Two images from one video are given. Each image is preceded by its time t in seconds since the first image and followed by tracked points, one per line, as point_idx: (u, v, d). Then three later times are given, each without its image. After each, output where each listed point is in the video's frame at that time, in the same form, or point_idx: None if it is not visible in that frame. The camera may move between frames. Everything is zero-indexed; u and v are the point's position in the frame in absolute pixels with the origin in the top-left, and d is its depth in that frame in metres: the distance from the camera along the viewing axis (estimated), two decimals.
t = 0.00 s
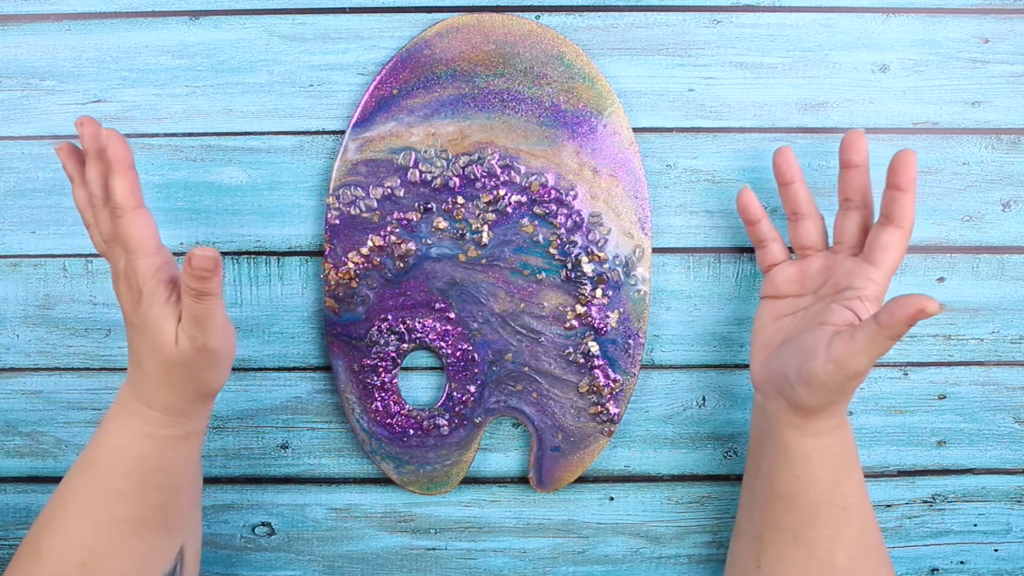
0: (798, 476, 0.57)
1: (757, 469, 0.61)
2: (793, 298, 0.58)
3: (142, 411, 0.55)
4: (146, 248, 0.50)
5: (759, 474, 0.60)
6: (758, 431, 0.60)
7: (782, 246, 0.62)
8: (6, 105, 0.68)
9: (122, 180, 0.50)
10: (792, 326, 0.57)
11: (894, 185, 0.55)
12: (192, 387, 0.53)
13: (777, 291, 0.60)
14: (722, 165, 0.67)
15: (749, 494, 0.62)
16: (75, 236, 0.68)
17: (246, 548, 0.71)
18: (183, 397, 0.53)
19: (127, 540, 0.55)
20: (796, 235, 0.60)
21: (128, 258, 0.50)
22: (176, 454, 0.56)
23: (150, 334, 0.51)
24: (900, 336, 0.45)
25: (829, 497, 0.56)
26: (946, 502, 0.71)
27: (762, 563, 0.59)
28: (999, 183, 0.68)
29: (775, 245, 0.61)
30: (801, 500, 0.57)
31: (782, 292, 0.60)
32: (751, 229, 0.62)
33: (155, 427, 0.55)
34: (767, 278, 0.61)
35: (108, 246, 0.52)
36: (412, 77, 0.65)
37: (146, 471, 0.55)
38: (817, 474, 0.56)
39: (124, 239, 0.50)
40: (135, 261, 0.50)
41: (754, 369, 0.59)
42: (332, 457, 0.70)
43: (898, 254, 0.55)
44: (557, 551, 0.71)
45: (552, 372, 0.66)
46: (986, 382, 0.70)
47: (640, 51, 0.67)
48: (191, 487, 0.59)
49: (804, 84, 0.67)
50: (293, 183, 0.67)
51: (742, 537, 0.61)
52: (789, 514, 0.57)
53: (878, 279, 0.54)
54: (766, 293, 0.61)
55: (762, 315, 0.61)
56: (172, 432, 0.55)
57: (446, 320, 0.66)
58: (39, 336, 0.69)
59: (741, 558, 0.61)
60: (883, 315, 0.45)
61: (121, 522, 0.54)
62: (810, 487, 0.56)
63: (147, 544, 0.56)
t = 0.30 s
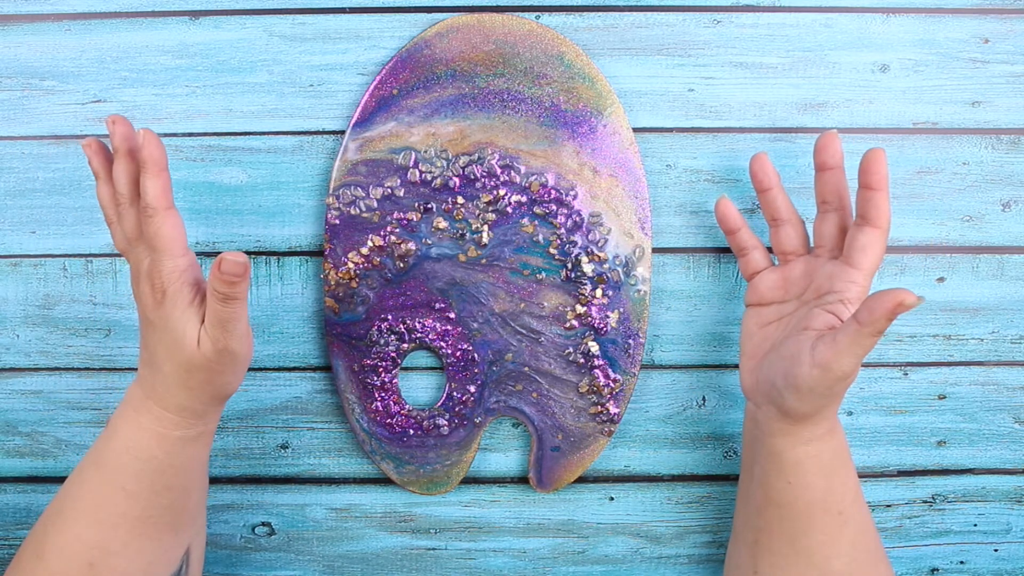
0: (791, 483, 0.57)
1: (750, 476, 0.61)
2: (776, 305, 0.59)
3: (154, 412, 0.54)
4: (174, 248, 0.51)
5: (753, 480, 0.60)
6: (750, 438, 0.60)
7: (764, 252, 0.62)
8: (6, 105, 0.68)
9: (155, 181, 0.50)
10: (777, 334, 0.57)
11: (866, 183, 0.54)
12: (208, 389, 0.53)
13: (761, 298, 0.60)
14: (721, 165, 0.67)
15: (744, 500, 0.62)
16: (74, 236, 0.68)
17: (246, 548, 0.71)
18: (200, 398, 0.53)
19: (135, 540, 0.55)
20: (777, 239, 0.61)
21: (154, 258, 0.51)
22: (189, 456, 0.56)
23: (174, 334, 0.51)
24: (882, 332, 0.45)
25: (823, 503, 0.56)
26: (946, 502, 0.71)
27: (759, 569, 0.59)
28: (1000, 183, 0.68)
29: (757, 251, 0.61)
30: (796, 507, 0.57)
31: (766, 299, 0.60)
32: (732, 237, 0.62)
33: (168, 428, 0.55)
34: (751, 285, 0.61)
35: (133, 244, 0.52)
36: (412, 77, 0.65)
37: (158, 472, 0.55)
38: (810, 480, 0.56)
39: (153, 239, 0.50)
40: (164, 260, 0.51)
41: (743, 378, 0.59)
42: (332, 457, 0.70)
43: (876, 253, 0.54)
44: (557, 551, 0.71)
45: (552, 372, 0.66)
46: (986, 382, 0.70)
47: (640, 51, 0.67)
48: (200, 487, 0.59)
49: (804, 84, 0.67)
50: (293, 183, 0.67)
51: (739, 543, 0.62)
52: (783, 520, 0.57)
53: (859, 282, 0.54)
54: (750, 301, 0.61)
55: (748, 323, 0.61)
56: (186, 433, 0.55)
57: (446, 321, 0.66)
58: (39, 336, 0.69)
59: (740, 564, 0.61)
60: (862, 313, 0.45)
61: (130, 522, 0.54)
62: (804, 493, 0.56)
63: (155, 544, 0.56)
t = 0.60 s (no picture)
0: (794, 482, 0.57)
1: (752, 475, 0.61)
2: (772, 305, 0.59)
3: (146, 411, 0.55)
4: (149, 244, 0.50)
5: (755, 479, 0.60)
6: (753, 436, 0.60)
7: (758, 252, 0.62)
8: (6, 105, 0.68)
9: (148, 175, 0.51)
10: (774, 334, 0.57)
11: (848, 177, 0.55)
12: (195, 385, 0.52)
13: (757, 298, 0.60)
14: (721, 165, 0.67)
15: (746, 499, 0.62)
16: (74, 236, 0.68)
17: (246, 548, 0.71)
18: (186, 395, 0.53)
19: (130, 539, 0.55)
20: (770, 240, 0.61)
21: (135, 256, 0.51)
22: (181, 451, 0.56)
23: (152, 332, 0.50)
24: (884, 321, 0.46)
25: (825, 502, 0.56)
26: (946, 502, 0.71)
27: (760, 568, 0.59)
28: (999, 183, 0.68)
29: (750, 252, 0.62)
30: (798, 505, 0.57)
31: (761, 299, 0.60)
32: (725, 240, 0.63)
33: (159, 424, 0.55)
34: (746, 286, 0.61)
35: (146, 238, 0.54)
36: (412, 77, 0.65)
37: (151, 469, 0.55)
38: (812, 480, 0.56)
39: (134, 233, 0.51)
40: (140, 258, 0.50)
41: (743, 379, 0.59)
42: (332, 457, 0.70)
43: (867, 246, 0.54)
44: (557, 551, 0.71)
45: (552, 372, 0.66)
46: (986, 382, 0.70)
47: (640, 51, 0.67)
48: (194, 485, 0.59)
49: (804, 84, 0.67)
50: (293, 183, 0.67)
51: (741, 543, 0.61)
52: (785, 519, 0.57)
53: (856, 275, 0.54)
54: (746, 302, 0.61)
55: (745, 324, 0.61)
56: (176, 429, 0.55)
57: (446, 321, 0.66)
58: (39, 336, 0.69)
59: (741, 563, 0.61)
60: (863, 304, 0.46)
61: (125, 520, 0.54)
62: (806, 492, 0.56)
63: (151, 542, 0.56)
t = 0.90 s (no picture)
0: (807, 470, 0.57)
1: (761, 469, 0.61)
2: (776, 299, 0.60)
3: (157, 302, 0.30)
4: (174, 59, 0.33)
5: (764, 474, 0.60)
6: (763, 429, 0.61)
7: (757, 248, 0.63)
8: (6, 105, 0.68)
9: None
10: (782, 326, 0.59)
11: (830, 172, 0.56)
12: (208, 172, 0.32)
13: (758, 293, 0.62)
14: (721, 165, 0.67)
15: (753, 496, 0.61)
16: (74, 236, 0.68)
17: (246, 548, 0.71)
18: (207, 207, 0.32)
19: (33, 557, 0.28)
20: (766, 236, 0.63)
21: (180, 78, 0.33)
22: (202, 365, 0.31)
23: (211, 106, 0.32)
24: (898, 300, 0.48)
25: (836, 492, 0.56)
26: (946, 502, 0.71)
27: (767, 563, 0.57)
28: (1000, 183, 0.68)
29: (748, 247, 0.63)
30: (810, 496, 0.56)
31: (763, 293, 0.62)
32: (725, 236, 0.64)
33: (137, 309, 0.30)
34: (746, 281, 0.63)
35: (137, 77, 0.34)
36: (412, 77, 0.65)
37: (66, 421, 0.29)
38: (826, 468, 0.57)
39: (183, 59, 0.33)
40: (175, 63, 0.33)
41: (754, 373, 0.61)
42: (332, 457, 0.70)
43: (863, 235, 0.56)
44: (557, 551, 0.71)
45: (552, 372, 0.66)
46: (986, 383, 0.70)
47: (640, 51, 0.67)
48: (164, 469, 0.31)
49: (804, 84, 0.67)
50: (293, 183, 0.67)
51: (746, 542, 0.60)
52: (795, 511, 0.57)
53: (861, 261, 0.56)
54: (748, 297, 0.62)
55: (748, 319, 0.62)
56: (201, 305, 0.31)
57: (446, 321, 0.66)
58: (39, 336, 0.69)
59: (745, 562, 0.59)
60: (879, 284, 0.48)
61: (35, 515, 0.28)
62: (819, 481, 0.56)
63: None
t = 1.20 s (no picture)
0: (812, 472, 0.58)
1: (764, 471, 0.62)
2: (777, 300, 0.61)
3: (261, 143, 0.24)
4: None
5: (768, 476, 0.61)
6: (766, 431, 0.62)
7: (755, 250, 0.64)
8: (6, 105, 0.68)
9: None
10: (784, 326, 0.60)
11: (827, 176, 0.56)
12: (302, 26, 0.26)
13: (759, 294, 0.63)
14: (721, 165, 0.67)
15: (758, 497, 0.62)
16: (74, 236, 0.68)
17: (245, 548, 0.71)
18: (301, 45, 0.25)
19: (204, 445, 0.24)
20: (765, 239, 0.63)
21: None
22: (299, 219, 0.24)
23: None
24: (898, 297, 0.49)
25: (842, 493, 0.57)
26: (946, 502, 0.71)
27: (776, 563, 0.59)
28: (1000, 183, 0.68)
29: (747, 249, 0.63)
30: (815, 497, 0.57)
31: (764, 294, 0.62)
32: (723, 240, 0.63)
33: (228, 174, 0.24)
34: (746, 283, 0.63)
35: None
36: (412, 77, 0.65)
37: (193, 286, 0.23)
38: (829, 469, 0.58)
39: None
40: None
41: (756, 374, 0.62)
42: (332, 457, 0.70)
43: (862, 236, 0.57)
44: (557, 551, 0.70)
45: (552, 372, 0.66)
46: (986, 382, 0.70)
47: (640, 51, 0.67)
48: (299, 343, 0.25)
49: (804, 84, 0.67)
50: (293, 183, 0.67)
51: (755, 543, 0.61)
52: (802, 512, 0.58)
53: (860, 262, 0.57)
54: (747, 299, 0.63)
55: (750, 320, 0.63)
56: (286, 141, 0.24)
57: (446, 321, 0.66)
58: (39, 336, 0.69)
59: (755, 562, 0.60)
60: (879, 284, 0.48)
61: (188, 398, 0.23)
62: (824, 481, 0.57)
63: (220, 463, 0.25)
